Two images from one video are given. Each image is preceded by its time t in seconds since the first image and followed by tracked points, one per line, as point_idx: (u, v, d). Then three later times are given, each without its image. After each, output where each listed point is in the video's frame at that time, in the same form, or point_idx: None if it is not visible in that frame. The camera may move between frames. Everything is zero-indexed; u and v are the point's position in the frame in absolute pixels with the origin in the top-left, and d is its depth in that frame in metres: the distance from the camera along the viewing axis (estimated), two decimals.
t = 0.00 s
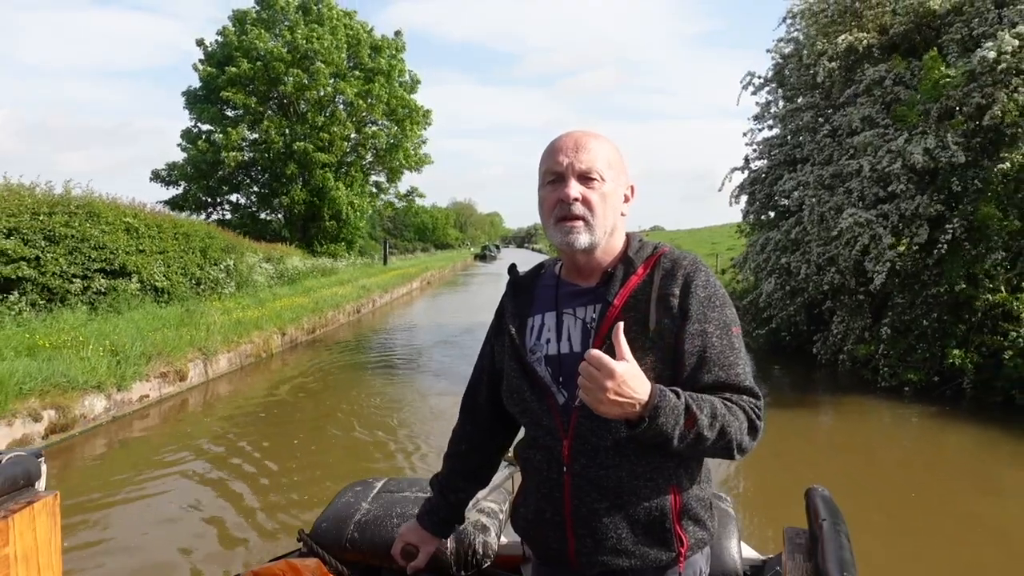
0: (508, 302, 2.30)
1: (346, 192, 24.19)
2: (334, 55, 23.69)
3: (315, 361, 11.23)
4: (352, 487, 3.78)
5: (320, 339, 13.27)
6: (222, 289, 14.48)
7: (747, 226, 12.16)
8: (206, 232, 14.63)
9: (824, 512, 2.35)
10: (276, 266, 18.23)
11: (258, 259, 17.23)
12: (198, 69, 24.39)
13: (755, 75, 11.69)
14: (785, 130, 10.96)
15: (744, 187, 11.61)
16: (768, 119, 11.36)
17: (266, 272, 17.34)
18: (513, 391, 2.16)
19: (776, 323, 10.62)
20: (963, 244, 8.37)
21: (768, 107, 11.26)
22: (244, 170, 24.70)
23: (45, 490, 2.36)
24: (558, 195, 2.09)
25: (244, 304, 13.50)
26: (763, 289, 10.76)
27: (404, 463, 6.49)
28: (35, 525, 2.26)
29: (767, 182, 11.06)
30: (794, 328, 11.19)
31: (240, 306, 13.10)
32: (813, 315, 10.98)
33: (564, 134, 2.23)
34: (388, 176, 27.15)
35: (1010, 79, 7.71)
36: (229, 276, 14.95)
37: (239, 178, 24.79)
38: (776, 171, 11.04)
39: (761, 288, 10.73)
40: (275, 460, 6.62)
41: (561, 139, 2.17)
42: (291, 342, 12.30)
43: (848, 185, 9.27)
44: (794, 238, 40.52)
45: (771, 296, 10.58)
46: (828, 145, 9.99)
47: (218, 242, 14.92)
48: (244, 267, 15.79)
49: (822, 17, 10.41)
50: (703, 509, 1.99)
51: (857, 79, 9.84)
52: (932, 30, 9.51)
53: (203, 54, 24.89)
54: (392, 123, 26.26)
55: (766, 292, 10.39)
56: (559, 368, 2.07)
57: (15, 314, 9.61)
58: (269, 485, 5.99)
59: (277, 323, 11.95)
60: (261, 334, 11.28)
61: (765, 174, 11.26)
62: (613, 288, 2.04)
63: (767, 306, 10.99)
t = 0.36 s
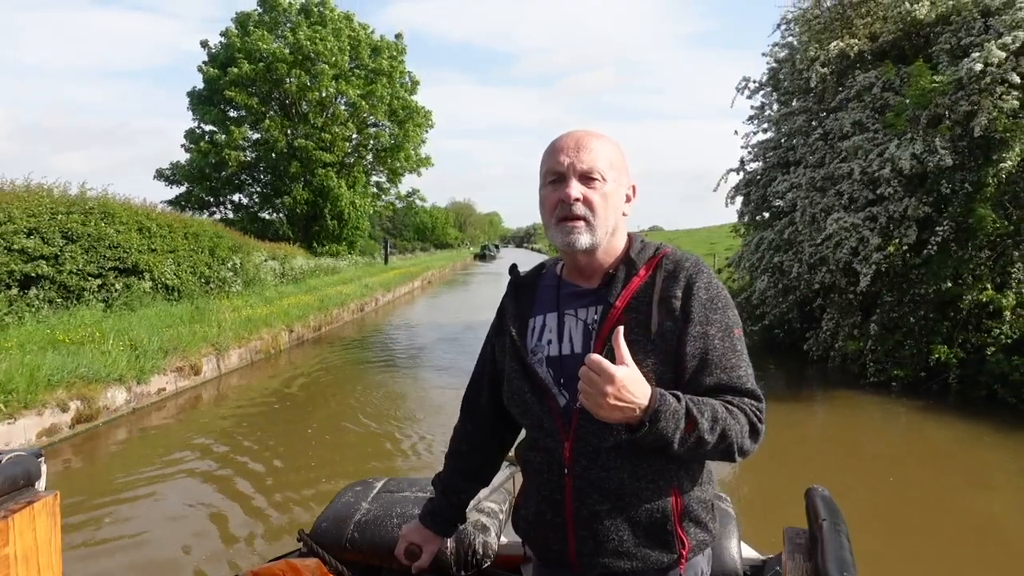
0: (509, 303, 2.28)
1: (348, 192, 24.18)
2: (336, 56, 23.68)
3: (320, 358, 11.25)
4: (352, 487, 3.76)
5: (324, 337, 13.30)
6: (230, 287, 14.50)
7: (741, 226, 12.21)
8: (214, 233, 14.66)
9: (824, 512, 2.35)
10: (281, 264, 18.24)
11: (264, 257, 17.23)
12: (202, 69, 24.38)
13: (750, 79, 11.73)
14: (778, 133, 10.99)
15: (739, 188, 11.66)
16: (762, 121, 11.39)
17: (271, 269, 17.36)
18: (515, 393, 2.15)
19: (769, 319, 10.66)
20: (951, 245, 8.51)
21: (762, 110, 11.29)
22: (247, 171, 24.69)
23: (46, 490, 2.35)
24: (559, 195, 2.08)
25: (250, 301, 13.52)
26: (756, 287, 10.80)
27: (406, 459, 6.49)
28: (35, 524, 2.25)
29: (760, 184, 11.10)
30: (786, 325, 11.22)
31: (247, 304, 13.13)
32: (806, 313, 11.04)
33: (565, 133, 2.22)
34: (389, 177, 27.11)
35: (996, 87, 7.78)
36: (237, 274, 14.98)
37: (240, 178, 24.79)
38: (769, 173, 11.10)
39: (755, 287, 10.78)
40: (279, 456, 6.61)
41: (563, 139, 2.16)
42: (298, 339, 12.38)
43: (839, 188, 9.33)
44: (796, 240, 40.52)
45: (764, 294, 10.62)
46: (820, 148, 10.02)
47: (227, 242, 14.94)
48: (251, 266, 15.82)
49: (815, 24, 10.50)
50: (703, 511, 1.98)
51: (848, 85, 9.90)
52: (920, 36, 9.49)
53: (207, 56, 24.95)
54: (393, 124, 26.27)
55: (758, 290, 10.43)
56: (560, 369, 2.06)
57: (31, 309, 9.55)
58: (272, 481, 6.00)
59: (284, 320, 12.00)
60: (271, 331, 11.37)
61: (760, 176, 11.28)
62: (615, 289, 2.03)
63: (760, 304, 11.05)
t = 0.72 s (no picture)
0: (511, 303, 2.28)
1: (349, 192, 24.17)
2: (338, 57, 23.69)
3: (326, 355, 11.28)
4: (352, 486, 3.76)
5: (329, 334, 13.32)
6: (238, 284, 14.55)
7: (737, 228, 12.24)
8: (223, 232, 14.70)
9: (824, 512, 2.35)
10: (286, 262, 18.26)
11: (271, 255, 17.26)
12: (206, 70, 24.38)
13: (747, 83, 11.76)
14: (772, 137, 11.01)
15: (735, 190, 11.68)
16: (757, 125, 11.42)
17: (277, 267, 17.40)
18: (517, 395, 2.15)
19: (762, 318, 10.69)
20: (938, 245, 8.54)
21: (756, 113, 11.30)
22: (249, 171, 24.72)
23: (46, 490, 2.35)
24: (561, 195, 2.08)
25: (257, 299, 13.57)
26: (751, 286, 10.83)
27: (409, 455, 6.50)
28: (35, 524, 2.25)
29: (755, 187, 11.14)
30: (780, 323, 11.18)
31: (254, 301, 13.16)
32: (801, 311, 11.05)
33: (568, 133, 2.22)
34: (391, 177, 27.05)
35: (982, 94, 7.91)
36: (244, 272, 15.03)
37: (243, 178, 24.81)
38: (763, 176, 11.14)
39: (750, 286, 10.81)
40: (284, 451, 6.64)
41: (565, 139, 2.16)
42: (305, 336, 12.46)
43: (832, 192, 9.38)
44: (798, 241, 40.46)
45: (759, 293, 10.65)
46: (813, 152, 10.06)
47: (235, 241, 14.98)
48: (258, 264, 15.88)
49: (809, 30, 10.51)
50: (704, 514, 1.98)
51: (840, 90, 9.96)
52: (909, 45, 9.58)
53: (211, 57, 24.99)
54: (394, 125, 26.26)
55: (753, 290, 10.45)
56: (562, 371, 2.06)
57: (48, 306, 9.61)
58: (275, 477, 6.01)
59: (291, 318, 12.05)
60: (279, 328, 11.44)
61: (755, 179, 11.30)
62: (617, 291, 2.03)
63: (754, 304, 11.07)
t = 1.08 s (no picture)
0: (511, 304, 2.28)
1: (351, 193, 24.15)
2: (341, 58, 23.70)
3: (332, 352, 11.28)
4: (352, 486, 3.75)
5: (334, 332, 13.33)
6: (247, 283, 14.57)
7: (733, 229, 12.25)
8: (232, 232, 14.74)
9: (824, 512, 2.34)
10: (290, 261, 18.26)
11: (276, 254, 17.27)
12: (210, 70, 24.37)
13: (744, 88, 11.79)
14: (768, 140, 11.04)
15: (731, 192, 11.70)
16: (753, 129, 11.44)
17: (282, 266, 17.43)
18: (518, 396, 2.15)
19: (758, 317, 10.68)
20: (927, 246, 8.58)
21: (752, 117, 11.34)
22: (251, 171, 24.73)
23: (45, 490, 2.34)
24: (562, 195, 2.07)
25: (263, 297, 13.59)
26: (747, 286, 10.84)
27: (411, 453, 6.49)
28: (34, 524, 2.24)
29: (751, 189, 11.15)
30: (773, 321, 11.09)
31: (262, 299, 13.17)
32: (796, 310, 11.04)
33: (569, 131, 2.21)
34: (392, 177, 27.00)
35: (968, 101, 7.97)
36: (252, 271, 15.05)
37: (246, 178, 24.82)
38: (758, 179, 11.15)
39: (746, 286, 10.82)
40: (285, 448, 6.63)
41: (566, 138, 2.15)
42: (313, 334, 12.48)
43: (825, 194, 9.39)
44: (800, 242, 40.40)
45: (756, 292, 10.65)
46: (807, 155, 10.09)
47: (242, 240, 14.98)
48: (264, 263, 15.90)
49: (805, 36, 10.57)
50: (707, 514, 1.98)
51: (833, 96, 9.98)
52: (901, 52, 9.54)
53: (215, 57, 24.97)
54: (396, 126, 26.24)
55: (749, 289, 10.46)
56: (564, 372, 2.05)
57: (66, 303, 9.56)
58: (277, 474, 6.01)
59: (298, 315, 12.08)
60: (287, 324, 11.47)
61: (751, 180, 11.29)
62: (619, 291, 2.02)
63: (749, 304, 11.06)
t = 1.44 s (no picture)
0: (522, 304, 2.29)
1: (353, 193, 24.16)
2: (343, 60, 23.74)
3: (338, 349, 11.31)
4: (352, 487, 3.77)
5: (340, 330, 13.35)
6: (255, 281, 14.59)
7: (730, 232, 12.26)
8: (240, 231, 14.80)
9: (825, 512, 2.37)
10: (295, 259, 18.30)
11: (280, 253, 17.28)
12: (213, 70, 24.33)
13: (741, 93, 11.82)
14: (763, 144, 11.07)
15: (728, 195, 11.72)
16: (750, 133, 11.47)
17: (288, 264, 17.47)
18: (530, 398, 2.16)
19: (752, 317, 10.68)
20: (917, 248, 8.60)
21: (749, 121, 11.37)
22: (254, 171, 24.76)
23: (45, 490, 2.36)
24: (574, 193, 2.09)
25: (272, 294, 13.64)
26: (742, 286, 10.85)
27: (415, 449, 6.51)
28: (34, 524, 2.26)
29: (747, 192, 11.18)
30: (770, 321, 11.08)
31: (269, 297, 13.19)
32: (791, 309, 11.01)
33: (580, 130, 2.23)
34: (394, 177, 26.88)
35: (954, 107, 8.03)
36: (259, 269, 15.09)
37: (248, 179, 24.86)
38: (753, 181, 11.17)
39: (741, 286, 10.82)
40: (290, 445, 6.66)
41: (579, 135, 2.17)
42: (320, 331, 12.51)
43: (818, 195, 9.40)
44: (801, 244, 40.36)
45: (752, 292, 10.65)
46: (801, 158, 10.12)
47: (250, 240, 15.01)
48: (271, 262, 15.93)
49: (799, 42, 10.60)
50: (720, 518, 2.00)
51: (826, 101, 10.02)
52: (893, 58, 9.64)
53: (219, 58, 24.78)
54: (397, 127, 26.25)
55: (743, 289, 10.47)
56: (576, 375, 2.07)
57: (86, 302, 9.48)
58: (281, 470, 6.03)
59: (305, 313, 12.11)
60: (295, 322, 11.50)
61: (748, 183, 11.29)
62: (634, 291, 2.04)
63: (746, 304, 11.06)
